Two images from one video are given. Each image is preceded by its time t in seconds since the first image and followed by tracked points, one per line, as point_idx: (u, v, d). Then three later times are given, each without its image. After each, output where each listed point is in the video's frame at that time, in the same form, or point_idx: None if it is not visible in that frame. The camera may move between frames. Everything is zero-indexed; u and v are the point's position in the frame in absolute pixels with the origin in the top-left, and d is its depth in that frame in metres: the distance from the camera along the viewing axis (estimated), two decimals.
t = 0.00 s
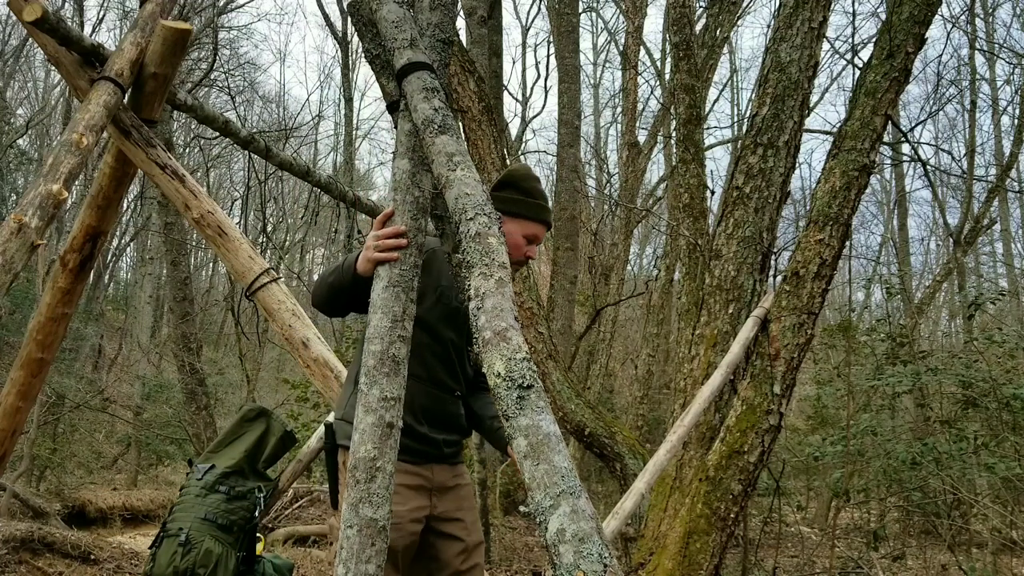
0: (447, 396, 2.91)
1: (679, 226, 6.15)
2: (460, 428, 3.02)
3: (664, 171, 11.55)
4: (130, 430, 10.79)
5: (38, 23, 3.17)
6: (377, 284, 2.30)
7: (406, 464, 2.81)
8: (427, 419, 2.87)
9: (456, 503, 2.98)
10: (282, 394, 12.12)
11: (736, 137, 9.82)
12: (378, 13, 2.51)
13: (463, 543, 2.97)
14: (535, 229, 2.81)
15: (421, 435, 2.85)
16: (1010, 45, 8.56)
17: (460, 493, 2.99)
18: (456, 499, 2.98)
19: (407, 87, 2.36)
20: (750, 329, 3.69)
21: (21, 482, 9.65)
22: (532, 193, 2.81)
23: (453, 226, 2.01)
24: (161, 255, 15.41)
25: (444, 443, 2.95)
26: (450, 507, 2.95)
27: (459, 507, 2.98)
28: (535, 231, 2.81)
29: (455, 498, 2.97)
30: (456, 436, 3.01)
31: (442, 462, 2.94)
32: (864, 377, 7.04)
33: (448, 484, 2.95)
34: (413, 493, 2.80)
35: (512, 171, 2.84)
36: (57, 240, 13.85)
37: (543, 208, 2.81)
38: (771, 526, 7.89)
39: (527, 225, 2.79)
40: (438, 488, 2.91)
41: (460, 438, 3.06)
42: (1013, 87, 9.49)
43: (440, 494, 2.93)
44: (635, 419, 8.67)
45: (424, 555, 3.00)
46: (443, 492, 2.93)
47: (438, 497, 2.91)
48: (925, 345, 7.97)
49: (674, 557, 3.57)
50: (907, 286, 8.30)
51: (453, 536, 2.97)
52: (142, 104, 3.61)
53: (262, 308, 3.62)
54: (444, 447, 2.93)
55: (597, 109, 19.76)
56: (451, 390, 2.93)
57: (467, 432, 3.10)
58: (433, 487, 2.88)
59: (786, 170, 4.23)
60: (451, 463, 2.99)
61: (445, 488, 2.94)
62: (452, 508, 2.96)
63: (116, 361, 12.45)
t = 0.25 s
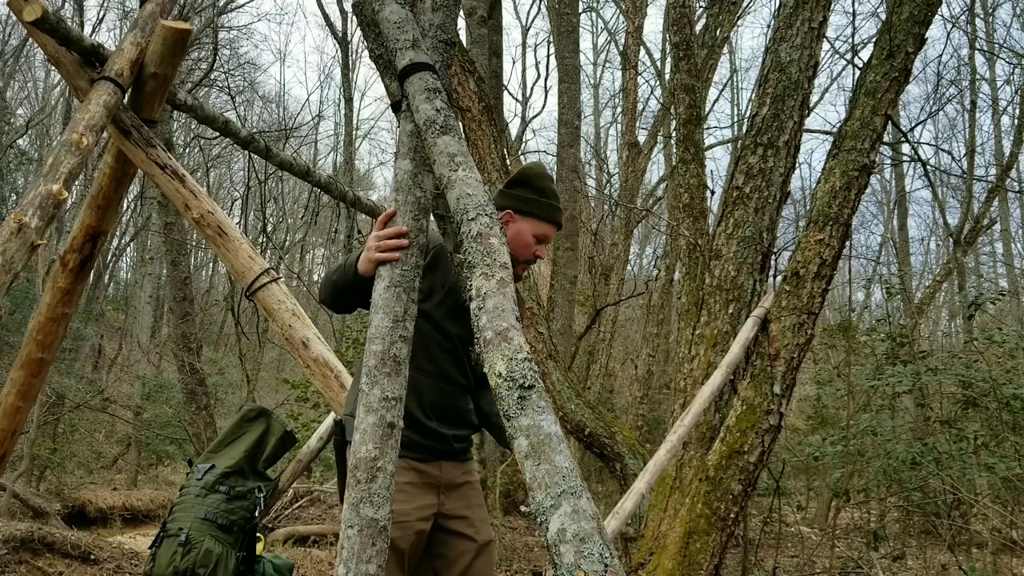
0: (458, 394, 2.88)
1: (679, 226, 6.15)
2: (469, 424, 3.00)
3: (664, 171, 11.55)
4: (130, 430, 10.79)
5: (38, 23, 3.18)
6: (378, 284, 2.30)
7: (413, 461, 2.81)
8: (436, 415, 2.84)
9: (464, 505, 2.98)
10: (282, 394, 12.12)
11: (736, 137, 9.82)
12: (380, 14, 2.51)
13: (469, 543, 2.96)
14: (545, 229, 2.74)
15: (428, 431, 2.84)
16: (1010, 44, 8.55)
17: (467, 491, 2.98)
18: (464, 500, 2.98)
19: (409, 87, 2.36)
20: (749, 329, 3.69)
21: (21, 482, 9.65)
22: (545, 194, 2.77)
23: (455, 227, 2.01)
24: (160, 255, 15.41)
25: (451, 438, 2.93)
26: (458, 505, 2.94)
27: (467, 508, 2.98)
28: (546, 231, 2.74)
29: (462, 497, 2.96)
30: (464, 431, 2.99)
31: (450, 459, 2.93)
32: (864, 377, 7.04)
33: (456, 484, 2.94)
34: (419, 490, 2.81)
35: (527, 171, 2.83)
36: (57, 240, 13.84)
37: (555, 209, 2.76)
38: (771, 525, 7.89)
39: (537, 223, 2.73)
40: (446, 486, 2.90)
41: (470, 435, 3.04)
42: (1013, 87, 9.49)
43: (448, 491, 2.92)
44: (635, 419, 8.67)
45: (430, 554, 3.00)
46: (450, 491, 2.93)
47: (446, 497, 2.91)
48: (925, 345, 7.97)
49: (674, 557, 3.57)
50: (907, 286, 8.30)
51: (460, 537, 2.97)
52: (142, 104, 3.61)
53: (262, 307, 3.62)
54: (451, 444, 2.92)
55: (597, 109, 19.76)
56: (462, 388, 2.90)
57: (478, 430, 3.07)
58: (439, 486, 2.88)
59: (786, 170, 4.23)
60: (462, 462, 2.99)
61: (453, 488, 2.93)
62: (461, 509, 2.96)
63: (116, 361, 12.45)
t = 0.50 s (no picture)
0: (458, 392, 2.87)
1: (679, 226, 6.15)
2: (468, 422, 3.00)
3: (664, 171, 11.55)
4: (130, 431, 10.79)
5: (38, 23, 3.17)
6: (379, 284, 2.30)
7: (412, 462, 2.81)
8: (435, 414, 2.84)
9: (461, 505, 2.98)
10: (282, 394, 12.12)
11: (736, 137, 9.82)
12: (380, 14, 2.51)
13: (467, 543, 2.97)
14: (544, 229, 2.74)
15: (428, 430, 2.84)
16: (1010, 44, 8.54)
17: (466, 491, 2.99)
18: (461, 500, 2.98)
19: (409, 88, 2.36)
20: (749, 329, 3.70)
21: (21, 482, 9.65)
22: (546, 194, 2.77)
23: (455, 227, 2.01)
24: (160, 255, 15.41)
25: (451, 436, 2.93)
26: (456, 505, 2.95)
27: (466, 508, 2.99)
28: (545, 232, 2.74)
29: (461, 497, 2.97)
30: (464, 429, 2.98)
31: (451, 459, 2.94)
32: (864, 377, 7.03)
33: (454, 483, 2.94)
34: (418, 491, 2.81)
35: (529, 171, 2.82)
36: (57, 240, 13.84)
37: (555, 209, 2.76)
38: (771, 526, 7.89)
39: (536, 224, 2.73)
40: (445, 486, 2.91)
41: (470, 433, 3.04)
42: (1013, 87, 9.48)
43: (447, 492, 2.93)
44: (635, 419, 8.67)
45: (428, 554, 3.00)
46: (449, 491, 2.93)
47: (443, 496, 2.92)
48: (925, 344, 7.96)
49: (674, 557, 3.57)
50: (907, 286, 8.30)
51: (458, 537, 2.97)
52: (142, 104, 3.61)
53: (262, 307, 3.62)
54: (451, 442, 2.91)
55: (597, 109, 19.75)
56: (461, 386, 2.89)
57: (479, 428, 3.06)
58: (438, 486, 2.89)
59: (786, 170, 4.23)
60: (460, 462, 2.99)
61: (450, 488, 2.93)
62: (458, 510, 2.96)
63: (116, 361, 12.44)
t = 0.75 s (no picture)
0: (463, 393, 2.86)
1: (679, 226, 6.16)
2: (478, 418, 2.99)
3: (664, 171, 11.55)
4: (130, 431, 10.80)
5: (38, 23, 3.18)
6: (380, 284, 2.30)
7: (417, 464, 2.81)
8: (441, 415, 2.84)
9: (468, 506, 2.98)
10: (282, 394, 12.13)
11: (736, 137, 9.83)
12: (382, 15, 2.52)
13: (474, 542, 2.97)
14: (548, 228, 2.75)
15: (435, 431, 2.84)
16: (1010, 44, 8.54)
17: (473, 492, 3.01)
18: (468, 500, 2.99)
19: (411, 88, 2.36)
20: (749, 329, 3.69)
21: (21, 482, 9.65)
22: (549, 193, 2.78)
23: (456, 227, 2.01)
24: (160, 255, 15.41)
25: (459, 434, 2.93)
26: (464, 506, 2.96)
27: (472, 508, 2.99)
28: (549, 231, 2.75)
29: (468, 498, 2.98)
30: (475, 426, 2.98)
31: (458, 460, 2.94)
32: (864, 377, 7.03)
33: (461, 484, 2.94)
34: (425, 493, 2.82)
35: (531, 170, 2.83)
36: (58, 240, 13.85)
37: (558, 209, 2.77)
38: (771, 525, 7.89)
39: (541, 223, 2.74)
40: (452, 488, 2.91)
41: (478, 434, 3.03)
42: (1013, 87, 9.48)
43: (454, 493, 2.94)
44: (635, 419, 8.68)
45: (434, 555, 2.99)
46: (456, 492, 2.94)
47: (449, 497, 2.92)
48: (925, 344, 7.96)
49: (674, 557, 3.57)
50: (907, 285, 8.30)
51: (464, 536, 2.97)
52: (143, 104, 3.61)
53: (262, 307, 3.62)
54: (459, 442, 2.92)
55: (597, 109, 19.74)
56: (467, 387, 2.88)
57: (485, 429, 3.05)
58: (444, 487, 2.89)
59: (786, 170, 4.23)
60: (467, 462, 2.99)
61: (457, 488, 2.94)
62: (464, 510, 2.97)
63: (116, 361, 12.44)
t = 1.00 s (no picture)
0: (485, 397, 2.94)
1: (678, 226, 6.16)
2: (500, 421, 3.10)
3: (664, 171, 11.55)
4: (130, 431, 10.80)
5: (38, 23, 3.18)
6: (378, 285, 2.31)
7: (442, 467, 2.87)
8: (466, 419, 2.92)
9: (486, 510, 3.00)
10: (282, 394, 12.12)
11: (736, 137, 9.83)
12: (379, 14, 2.52)
13: (494, 544, 2.98)
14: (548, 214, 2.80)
15: (462, 436, 2.91)
16: (1010, 44, 8.54)
17: (494, 494, 3.04)
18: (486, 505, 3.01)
19: (408, 87, 2.36)
20: (749, 329, 3.69)
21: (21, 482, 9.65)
22: (541, 181, 2.83)
23: (454, 227, 2.01)
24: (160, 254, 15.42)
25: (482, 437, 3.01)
26: (485, 508, 2.99)
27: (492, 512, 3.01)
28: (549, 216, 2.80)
29: (489, 500, 3.01)
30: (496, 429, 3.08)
31: (481, 464, 2.99)
32: (864, 377, 7.03)
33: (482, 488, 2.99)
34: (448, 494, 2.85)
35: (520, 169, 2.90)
36: (58, 240, 13.85)
37: (553, 194, 2.83)
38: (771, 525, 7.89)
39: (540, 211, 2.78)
40: (474, 489, 2.95)
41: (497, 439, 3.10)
42: (1013, 87, 9.48)
43: (476, 495, 2.97)
44: (635, 419, 8.67)
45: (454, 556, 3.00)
46: (477, 494, 2.97)
47: (471, 500, 2.95)
48: (925, 344, 7.96)
49: (674, 557, 3.57)
50: (907, 285, 8.30)
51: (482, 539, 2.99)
52: (142, 104, 3.61)
53: (262, 307, 3.62)
54: (485, 445, 2.99)
55: (597, 109, 19.73)
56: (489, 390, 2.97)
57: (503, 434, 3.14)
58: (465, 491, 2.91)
59: (786, 170, 4.23)
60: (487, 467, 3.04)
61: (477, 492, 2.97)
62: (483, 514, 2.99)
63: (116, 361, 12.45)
